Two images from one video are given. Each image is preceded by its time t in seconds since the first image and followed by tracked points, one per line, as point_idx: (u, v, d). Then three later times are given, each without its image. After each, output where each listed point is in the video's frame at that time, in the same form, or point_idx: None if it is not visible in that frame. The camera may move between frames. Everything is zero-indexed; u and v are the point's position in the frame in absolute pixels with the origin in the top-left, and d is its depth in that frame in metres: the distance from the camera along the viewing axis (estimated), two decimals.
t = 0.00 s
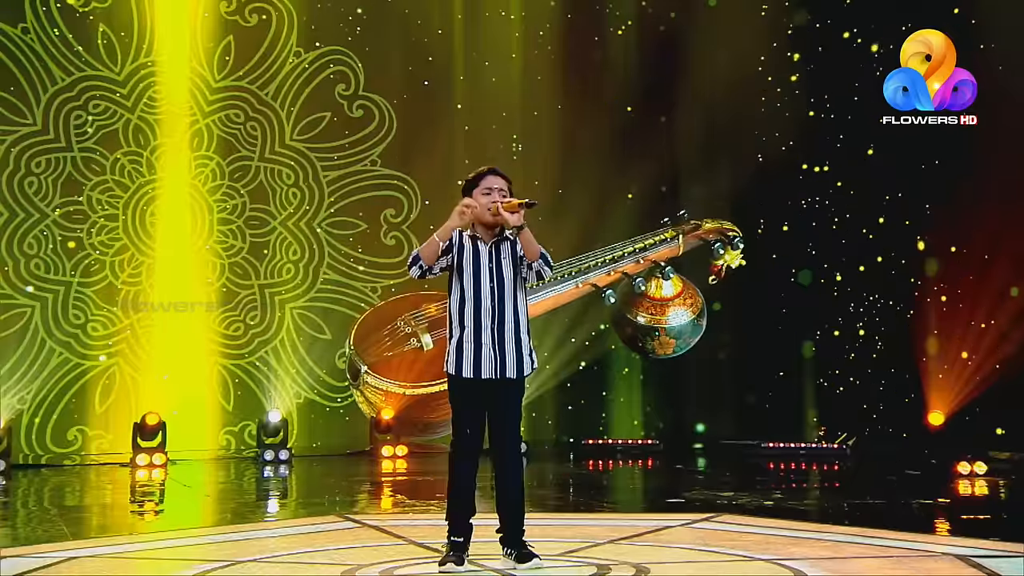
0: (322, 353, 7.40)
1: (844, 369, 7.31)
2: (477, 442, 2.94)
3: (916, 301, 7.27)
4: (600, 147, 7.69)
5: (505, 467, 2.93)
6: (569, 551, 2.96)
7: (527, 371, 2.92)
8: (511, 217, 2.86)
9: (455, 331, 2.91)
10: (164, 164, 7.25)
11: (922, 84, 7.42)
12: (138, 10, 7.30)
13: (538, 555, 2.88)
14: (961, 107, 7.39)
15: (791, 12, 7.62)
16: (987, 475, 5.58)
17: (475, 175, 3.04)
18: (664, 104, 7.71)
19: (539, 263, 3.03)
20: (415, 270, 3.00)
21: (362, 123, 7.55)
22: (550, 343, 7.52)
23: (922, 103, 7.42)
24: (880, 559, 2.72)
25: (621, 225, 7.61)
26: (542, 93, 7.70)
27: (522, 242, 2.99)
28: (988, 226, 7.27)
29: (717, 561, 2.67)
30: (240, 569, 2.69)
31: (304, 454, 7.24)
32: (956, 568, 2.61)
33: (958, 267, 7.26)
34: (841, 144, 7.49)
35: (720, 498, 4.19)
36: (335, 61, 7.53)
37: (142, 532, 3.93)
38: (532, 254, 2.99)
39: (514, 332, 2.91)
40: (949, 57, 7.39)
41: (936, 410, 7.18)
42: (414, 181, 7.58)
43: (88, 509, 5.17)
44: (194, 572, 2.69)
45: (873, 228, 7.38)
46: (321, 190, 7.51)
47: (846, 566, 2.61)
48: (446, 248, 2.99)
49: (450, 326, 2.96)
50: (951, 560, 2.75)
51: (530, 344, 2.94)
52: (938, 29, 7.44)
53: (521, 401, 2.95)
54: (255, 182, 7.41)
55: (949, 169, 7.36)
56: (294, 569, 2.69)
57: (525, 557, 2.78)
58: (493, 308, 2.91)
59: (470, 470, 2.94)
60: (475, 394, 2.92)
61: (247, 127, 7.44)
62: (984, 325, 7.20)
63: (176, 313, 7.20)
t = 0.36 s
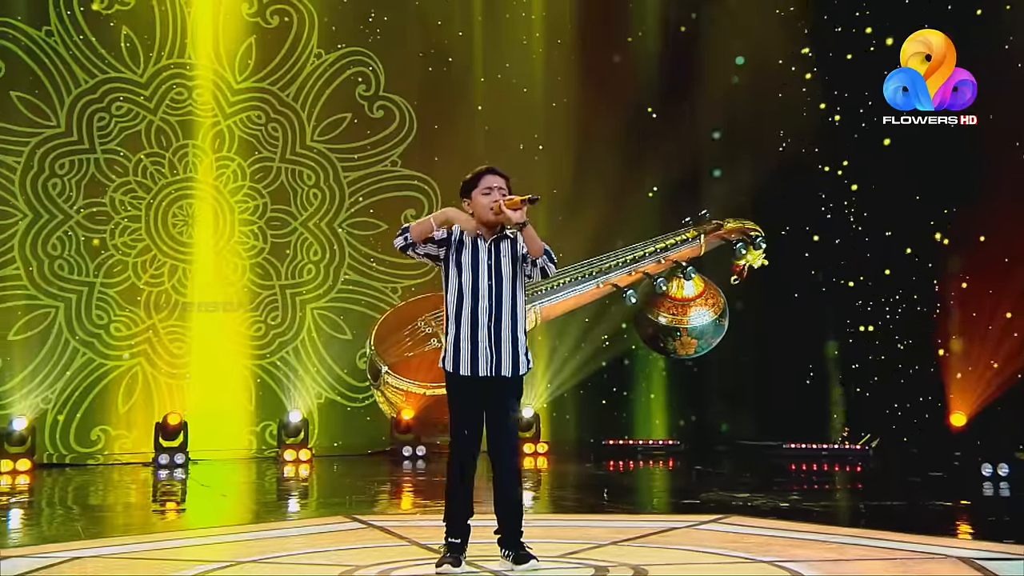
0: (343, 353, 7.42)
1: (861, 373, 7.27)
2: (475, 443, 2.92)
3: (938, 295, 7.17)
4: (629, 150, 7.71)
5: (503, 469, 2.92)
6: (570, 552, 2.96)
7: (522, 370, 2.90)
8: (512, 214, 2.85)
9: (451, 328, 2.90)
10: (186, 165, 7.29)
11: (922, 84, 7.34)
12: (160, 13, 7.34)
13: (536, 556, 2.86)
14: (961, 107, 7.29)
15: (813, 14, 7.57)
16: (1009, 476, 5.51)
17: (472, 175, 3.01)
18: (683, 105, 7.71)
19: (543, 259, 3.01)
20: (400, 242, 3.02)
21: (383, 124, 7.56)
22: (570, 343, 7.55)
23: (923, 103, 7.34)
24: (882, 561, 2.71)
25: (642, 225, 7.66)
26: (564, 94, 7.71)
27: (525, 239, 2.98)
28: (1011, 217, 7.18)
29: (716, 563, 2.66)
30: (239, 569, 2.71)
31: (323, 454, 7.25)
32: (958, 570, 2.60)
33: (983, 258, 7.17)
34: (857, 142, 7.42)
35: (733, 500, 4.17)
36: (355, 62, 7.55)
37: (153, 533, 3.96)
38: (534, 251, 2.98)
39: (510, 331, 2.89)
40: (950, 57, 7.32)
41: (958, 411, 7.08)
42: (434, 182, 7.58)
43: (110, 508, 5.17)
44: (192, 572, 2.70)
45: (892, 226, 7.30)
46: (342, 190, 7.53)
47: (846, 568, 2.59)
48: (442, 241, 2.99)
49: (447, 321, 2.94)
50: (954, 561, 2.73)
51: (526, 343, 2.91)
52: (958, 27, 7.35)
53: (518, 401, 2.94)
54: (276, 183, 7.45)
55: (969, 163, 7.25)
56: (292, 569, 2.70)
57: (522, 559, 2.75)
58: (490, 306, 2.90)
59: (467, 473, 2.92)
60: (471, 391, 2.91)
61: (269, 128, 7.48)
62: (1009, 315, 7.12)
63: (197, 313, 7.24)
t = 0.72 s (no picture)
0: (362, 353, 7.44)
1: (882, 372, 7.20)
2: (473, 443, 2.91)
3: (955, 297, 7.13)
4: (655, 153, 7.72)
5: (501, 471, 2.90)
6: (573, 552, 2.97)
7: (519, 373, 2.90)
8: (510, 222, 2.89)
9: (448, 329, 2.89)
10: (208, 166, 7.33)
11: (922, 84, 7.27)
12: (182, 16, 7.38)
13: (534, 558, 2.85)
14: (961, 107, 7.19)
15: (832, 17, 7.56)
16: None
17: (477, 175, 3.03)
18: (703, 107, 7.73)
19: (540, 267, 3.01)
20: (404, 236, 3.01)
21: (403, 125, 7.57)
22: (589, 342, 7.52)
23: (922, 103, 7.26)
24: (884, 564, 2.68)
25: (662, 225, 7.66)
26: (584, 94, 7.71)
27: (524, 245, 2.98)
28: None
29: (714, 565, 2.65)
30: (240, 569, 2.73)
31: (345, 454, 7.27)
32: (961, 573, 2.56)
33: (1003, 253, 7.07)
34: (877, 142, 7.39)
35: (745, 501, 4.16)
36: (376, 62, 7.57)
37: (167, 532, 4.00)
38: (533, 257, 2.98)
39: (508, 334, 2.89)
40: (950, 57, 7.24)
41: (980, 412, 6.95)
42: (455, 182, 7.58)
43: (132, 508, 5.18)
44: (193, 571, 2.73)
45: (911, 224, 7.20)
46: (363, 191, 7.55)
47: (846, 572, 2.57)
48: (443, 241, 2.99)
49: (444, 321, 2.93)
50: (958, 565, 2.70)
51: (524, 347, 2.91)
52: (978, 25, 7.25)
53: (518, 403, 2.95)
54: (297, 184, 7.48)
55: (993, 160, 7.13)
56: (291, 569, 2.73)
57: (519, 560, 2.74)
58: (489, 309, 2.90)
59: (465, 472, 2.92)
60: (469, 392, 2.91)
61: (290, 129, 7.50)
62: None
63: (219, 313, 7.27)
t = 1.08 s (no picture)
0: (381, 354, 7.46)
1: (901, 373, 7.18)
2: (472, 444, 2.97)
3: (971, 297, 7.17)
4: (675, 153, 7.70)
5: (499, 471, 2.99)
6: (573, 552, 3.01)
7: (517, 373, 2.96)
8: (510, 220, 2.93)
9: (447, 328, 2.96)
10: (230, 168, 7.37)
11: (922, 84, 7.37)
12: (204, 18, 7.42)
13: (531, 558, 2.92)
14: (961, 107, 7.32)
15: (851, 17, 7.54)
16: None
17: (476, 176, 3.06)
18: (725, 107, 7.71)
19: (538, 267, 3.07)
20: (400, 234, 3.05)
21: (423, 125, 7.58)
22: (609, 342, 7.51)
23: (923, 103, 7.36)
24: (885, 565, 2.71)
25: (682, 225, 7.64)
26: (604, 94, 7.69)
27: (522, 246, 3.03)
28: None
29: (713, 565, 2.68)
30: (240, 569, 2.77)
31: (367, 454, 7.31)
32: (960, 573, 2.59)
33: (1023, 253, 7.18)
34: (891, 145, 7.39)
35: (760, 503, 4.16)
36: (397, 63, 7.58)
37: (176, 531, 4.03)
38: (531, 258, 3.03)
39: (507, 334, 2.96)
40: (950, 57, 7.35)
41: (1003, 411, 7.09)
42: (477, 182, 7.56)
43: (154, 507, 5.20)
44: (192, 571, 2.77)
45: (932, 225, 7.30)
46: (383, 191, 7.56)
47: (845, 572, 2.59)
48: (443, 240, 3.05)
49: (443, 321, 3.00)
50: (958, 565, 2.72)
51: (522, 348, 2.97)
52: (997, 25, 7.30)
53: (518, 404, 3.01)
54: (318, 184, 7.50)
55: (1003, 161, 7.25)
56: (292, 569, 2.77)
57: (517, 561, 2.80)
58: (486, 309, 2.96)
59: (464, 473, 2.97)
60: (471, 392, 2.96)
61: (310, 130, 7.52)
62: None
63: (241, 313, 7.31)
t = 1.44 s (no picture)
0: (402, 355, 7.48)
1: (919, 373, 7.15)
2: (469, 444, 2.98)
3: (990, 297, 7.13)
4: (693, 154, 7.69)
5: (498, 472, 2.99)
6: (574, 552, 3.02)
7: (516, 374, 2.98)
8: (506, 222, 2.92)
9: (446, 327, 2.99)
10: (251, 168, 7.40)
11: (922, 83, 7.34)
12: (224, 19, 7.45)
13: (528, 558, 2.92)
14: (961, 107, 7.28)
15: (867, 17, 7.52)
16: None
17: (475, 176, 3.11)
18: (748, 108, 7.69)
19: (536, 269, 3.13)
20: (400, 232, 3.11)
21: (441, 125, 7.59)
22: (627, 342, 7.50)
23: (923, 103, 7.33)
24: (888, 565, 2.71)
25: (701, 225, 7.62)
26: (624, 94, 7.68)
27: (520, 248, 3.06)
28: None
29: (714, 566, 2.69)
30: (239, 569, 2.80)
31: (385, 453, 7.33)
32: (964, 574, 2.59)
33: None
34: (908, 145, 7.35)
35: (773, 504, 4.15)
36: (417, 63, 7.59)
37: (185, 530, 4.06)
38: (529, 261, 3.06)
39: (505, 335, 2.98)
40: (949, 57, 7.32)
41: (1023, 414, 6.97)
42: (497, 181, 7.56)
43: (176, 506, 5.21)
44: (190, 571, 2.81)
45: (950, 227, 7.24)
46: (401, 190, 7.58)
47: (847, 573, 2.60)
48: (442, 240, 3.08)
49: (442, 320, 3.03)
50: (961, 565, 2.72)
51: (521, 348, 2.99)
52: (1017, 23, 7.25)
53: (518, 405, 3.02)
54: (337, 184, 7.52)
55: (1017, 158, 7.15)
56: (290, 570, 2.80)
57: (513, 561, 2.81)
58: (485, 309, 2.99)
59: (460, 471, 2.99)
60: (471, 391, 2.99)
61: (329, 130, 7.54)
62: None
63: (261, 313, 7.34)
